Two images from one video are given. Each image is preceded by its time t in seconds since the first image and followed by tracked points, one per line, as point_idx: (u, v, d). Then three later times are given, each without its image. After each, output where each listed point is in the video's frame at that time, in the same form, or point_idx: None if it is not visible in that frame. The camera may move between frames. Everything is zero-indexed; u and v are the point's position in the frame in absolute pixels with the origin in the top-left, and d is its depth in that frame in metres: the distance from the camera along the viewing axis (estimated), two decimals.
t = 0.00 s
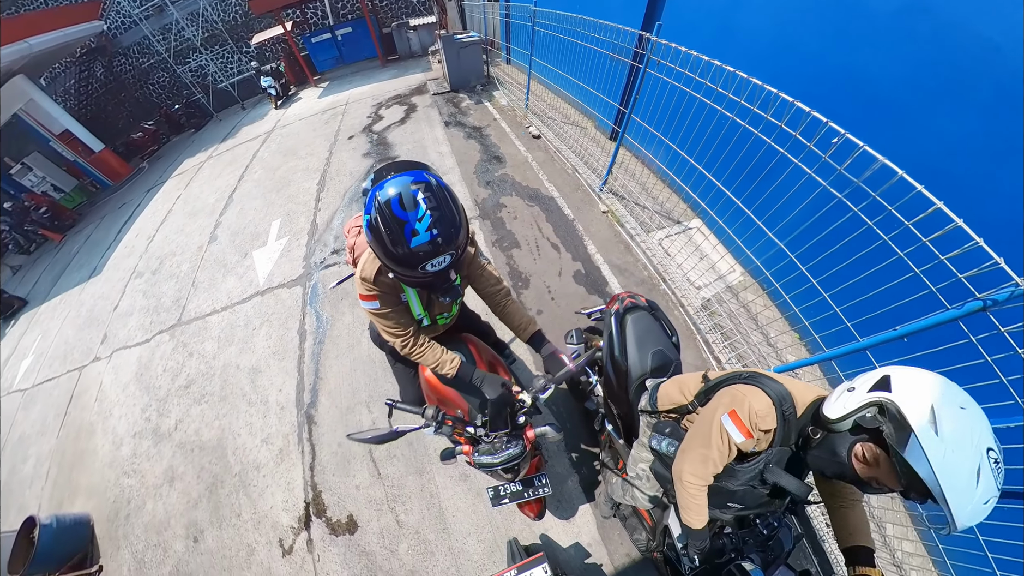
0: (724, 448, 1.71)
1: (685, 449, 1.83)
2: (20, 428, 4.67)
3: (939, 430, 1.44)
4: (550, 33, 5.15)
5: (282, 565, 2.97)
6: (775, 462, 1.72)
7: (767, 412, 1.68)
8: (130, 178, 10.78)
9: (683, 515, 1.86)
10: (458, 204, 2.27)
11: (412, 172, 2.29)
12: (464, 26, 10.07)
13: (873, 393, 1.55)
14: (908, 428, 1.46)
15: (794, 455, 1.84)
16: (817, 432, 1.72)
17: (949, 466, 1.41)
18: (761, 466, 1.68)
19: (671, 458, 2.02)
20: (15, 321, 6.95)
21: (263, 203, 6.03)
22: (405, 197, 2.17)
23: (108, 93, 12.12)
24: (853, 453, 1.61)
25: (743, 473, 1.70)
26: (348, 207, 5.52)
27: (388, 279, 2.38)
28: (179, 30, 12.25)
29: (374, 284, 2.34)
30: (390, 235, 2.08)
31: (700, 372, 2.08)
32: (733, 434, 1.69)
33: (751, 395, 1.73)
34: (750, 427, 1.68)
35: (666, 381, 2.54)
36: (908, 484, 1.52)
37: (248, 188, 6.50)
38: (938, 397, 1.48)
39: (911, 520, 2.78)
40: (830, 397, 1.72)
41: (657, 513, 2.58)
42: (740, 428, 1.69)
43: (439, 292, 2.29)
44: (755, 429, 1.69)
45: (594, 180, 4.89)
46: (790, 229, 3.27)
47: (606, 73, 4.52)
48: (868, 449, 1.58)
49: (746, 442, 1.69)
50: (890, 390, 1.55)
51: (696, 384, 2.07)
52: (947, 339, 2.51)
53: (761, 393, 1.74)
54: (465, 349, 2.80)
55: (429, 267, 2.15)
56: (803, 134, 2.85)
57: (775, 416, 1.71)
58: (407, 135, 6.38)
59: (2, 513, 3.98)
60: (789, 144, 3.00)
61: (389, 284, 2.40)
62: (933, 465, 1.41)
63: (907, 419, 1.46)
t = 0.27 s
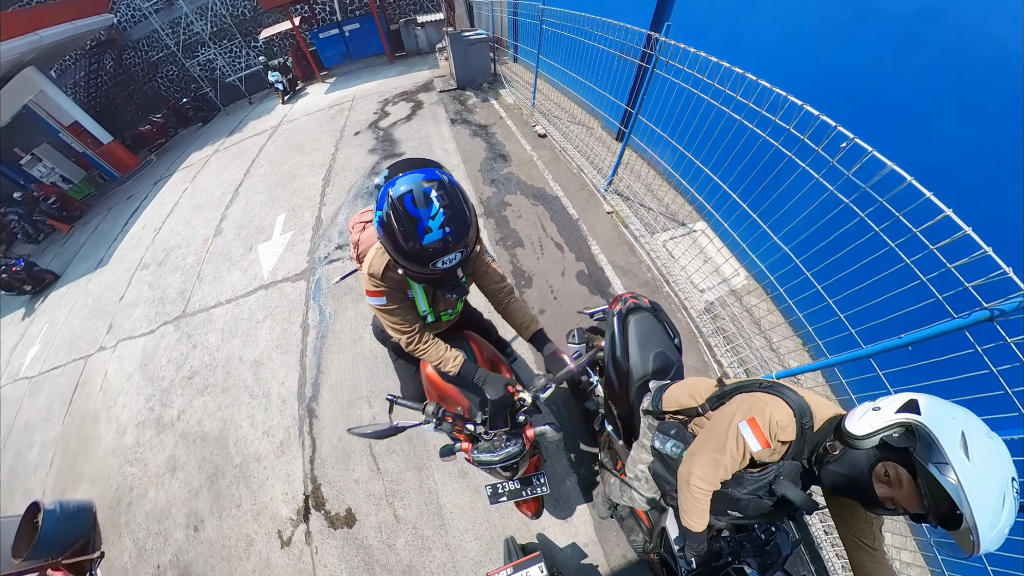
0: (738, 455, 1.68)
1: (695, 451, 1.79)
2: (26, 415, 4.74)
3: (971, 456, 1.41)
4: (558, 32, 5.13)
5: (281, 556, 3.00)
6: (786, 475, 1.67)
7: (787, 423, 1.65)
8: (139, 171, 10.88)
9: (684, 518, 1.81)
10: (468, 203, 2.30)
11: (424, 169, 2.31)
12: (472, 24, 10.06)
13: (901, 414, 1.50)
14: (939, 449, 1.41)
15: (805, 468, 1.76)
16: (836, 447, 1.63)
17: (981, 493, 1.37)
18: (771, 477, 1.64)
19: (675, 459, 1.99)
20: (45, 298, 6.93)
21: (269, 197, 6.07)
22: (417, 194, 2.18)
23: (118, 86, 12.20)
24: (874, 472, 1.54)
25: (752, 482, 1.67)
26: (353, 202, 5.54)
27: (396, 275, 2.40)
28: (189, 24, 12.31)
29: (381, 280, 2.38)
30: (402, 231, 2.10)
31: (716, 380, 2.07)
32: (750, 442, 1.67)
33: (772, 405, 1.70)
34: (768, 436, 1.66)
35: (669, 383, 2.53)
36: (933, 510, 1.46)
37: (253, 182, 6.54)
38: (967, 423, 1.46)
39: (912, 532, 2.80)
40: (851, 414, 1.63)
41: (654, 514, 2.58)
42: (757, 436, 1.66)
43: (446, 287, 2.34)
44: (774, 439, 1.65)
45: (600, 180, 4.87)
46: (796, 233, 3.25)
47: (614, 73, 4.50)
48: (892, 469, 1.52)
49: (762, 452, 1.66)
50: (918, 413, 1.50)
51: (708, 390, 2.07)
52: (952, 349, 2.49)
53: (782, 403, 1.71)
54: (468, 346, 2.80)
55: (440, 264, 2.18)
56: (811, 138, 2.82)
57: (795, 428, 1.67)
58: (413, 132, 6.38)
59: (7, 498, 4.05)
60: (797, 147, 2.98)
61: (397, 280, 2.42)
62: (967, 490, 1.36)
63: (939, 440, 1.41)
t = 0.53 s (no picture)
0: (743, 464, 1.66)
1: (698, 457, 1.78)
2: (32, 402, 4.82)
3: (981, 482, 1.37)
4: (566, 30, 5.11)
5: (280, 546, 3.04)
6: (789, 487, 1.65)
7: (796, 436, 1.61)
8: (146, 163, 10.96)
9: (683, 522, 1.81)
10: (479, 201, 2.33)
11: (436, 166, 2.33)
12: (480, 21, 10.03)
13: (910, 434, 1.47)
14: (947, 472, 1.38)
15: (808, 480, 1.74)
16: (842, 462, 1.61)
17: (991, 520, 1.33)
18: (773, 488, 1.63)
19: (676, 464, 1.99)
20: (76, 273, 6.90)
21: (274, 191, 6.11)
22: (430, 190, 2.19)
23: (126, 79, 12.28)
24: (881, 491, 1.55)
25: (754, 491, 1.65)
26: (358, 197, 5.55)
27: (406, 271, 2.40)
28: (197, 18, 12.36)
29: (389, 277, 2.35)
30: (414, 227, 2.10)
31: (723, 386, 2.05)
32: (755, 452, 1.64)
33: (781, 416, 1.67)
34: (775, 447, 1.63)
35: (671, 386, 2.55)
36: (936, 532, 1.46)
37: (259, 176, 6.58)
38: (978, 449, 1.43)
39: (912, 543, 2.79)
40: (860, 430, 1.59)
41: (652, 517, 2.60)
42: (764, 447, 1.64)
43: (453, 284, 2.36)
44: (781, 451, 1.62)
45: (605, 180, 4.84)
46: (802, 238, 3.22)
47: (621, 73, 4.47)
48: (898, 489, 1.54)
49: (769, 462, 1.63)
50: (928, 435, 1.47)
51: (712, 395, 2.05)
52: (957, 358, 2.46)
53: (791, 415, 1.67)
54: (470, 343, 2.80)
55: (451, 261, 2.20)
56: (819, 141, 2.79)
57: (802, 440, 1.64)
58: (419, 129, 6.39)
59: (12, 483, 4.12)
60: (804, 151, 2.95)
61: (406, 277, 2.42)
62: (976, 516, 1.33)
63: (949, 462, 1.36)
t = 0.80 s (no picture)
0: (744, 473, 1.66)
1: (698, 463, 1.77)
2: (38, 389, 4.89)
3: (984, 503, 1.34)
4: (574, 29, 5.08)
5: (279, 538, 3.07)
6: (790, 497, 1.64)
7: (798, 448, 1.62)
8: (153, 155, 11.04)
9: (681, 527, 1.80)
10: (485, 200, 2.34)
11: (443, 165, 2.34)
12: (488, 19, 10.01)
13: (914, 451, 1.46)
14: (950, 490, 1.37)
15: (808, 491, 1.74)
16: (843, 476, 1.61)
17: (993, 541, 1.29)
18: (773, 498, 1.62)
19: (676, 469, 1.99)
20: (110, 250, 6.86)
21: (280, 185, 6.14)
22: (436, 189, 2.20)
23: (134, 72, 12.07)
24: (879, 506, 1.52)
25: (753, 500, 1.65)
26: (363, 193, 5.57)
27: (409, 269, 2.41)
28: (206, 11, 11.91)
29: (393, 275, 2.37)
30: (421, 225, 2.11)
31: (725, 393, 2.05)
32: (756, 461, 1.64)
33: (784, 427, 1.67)
34: (776, 458, 1.62)
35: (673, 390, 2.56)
36: (934, 550, 1.42)
37: (265, 170, 6.62)
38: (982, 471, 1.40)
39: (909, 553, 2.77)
40: (863, 444, 1.59)
41: (649, 520, 2.60)
42: (765, 456, 1.63)
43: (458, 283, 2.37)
44: (783, 462, 1.62)
45: (610, 181, 4.82)
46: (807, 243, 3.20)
47: (629, 74, 4.45)
48: (898, 506, 1.51)
49: (770, 472, 1.62)
50: (934, 454, 1.46)
51: (716, 402, 2.06)
52: (963, 368, 2.44)
53: (795, 427, 1.68)
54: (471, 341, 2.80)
55: (457, 259, 2.21)
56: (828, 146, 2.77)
57: (806, 452, 1.64)
58: (425, 126, 6.39)
59: (17, 469, 4.19)
60: (812, 155, 2.92)
61: (409, 275, 2.43)
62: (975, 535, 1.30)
63: (951, 480, 1.36)
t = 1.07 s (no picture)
0: (741, 478, 1.65)
1: (695, 467, 1.77)
2: (44, 376, 4.97)
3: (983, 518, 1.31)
4: (582, 28, 5.05)
5: (277, 529, 3.10)
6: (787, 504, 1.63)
7: (797, 455, 1.60)
8: (161, 147, 11.12)
9: (676, 530, 1.81)
10: (490, 199, 2.34)
11: (449, 163, 2.36)
12: (496, 17, 9.99)
13: (915, 463, 1.45)
14: (949, 504, 1.34)
15: (805, 498, 1.74)
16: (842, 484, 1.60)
17: (991, 558, 1.25)
18: (770, 504, 1.61)
19: (673, 471, 2.02)
20: (144, 230, 6.73)
21: (286, 180, 6.18)
22: (442, 186, 2.22)
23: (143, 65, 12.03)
24: (876, 516, 1.53)
25: (749, 506, 1.65)
26: (368, 189, 5.58)
27: (412, 265, 2.43)
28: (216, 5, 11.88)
29: (396, 270, 2.39)
30: (425, 222, 2.12)
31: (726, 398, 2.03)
32: (755, 468, 1.62)
33: (783, 434, 1.65)
34: (774, 465, 1.61)
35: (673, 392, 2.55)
36: (930, 562, 1.39)
37: (271, 164, 6.65)
38: (984, 487, 1.37)
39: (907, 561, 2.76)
40: (864, 454, 1.59)
41: (646, 523, 2.58)
42: (763, 463, 1.62)
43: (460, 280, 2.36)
44: (781, 469, 1.60)
45: (615, 181, 4.79)
46: (812, 248, 3.17)
47: (636, 74, 4.43)
48: (895, 517, 1.50)
49: (768, 479, 1.61)
50: (935, 467, 1.44)
51: (716, 407, 2.04)
52: (967, 378, 2.41)
53: (795, 434, 1.65)
54: (473, 339, 2.81)
55: (460, 257, 2.21)
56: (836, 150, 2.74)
57: (804, 460, 1.63)
58: (431, 123, 6.39)
59: (22, 454, 4.26)
60: (820, 159, 2.90)
61: (412, 271, 2.44)
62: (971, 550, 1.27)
63: (950, 494, 1.34)
